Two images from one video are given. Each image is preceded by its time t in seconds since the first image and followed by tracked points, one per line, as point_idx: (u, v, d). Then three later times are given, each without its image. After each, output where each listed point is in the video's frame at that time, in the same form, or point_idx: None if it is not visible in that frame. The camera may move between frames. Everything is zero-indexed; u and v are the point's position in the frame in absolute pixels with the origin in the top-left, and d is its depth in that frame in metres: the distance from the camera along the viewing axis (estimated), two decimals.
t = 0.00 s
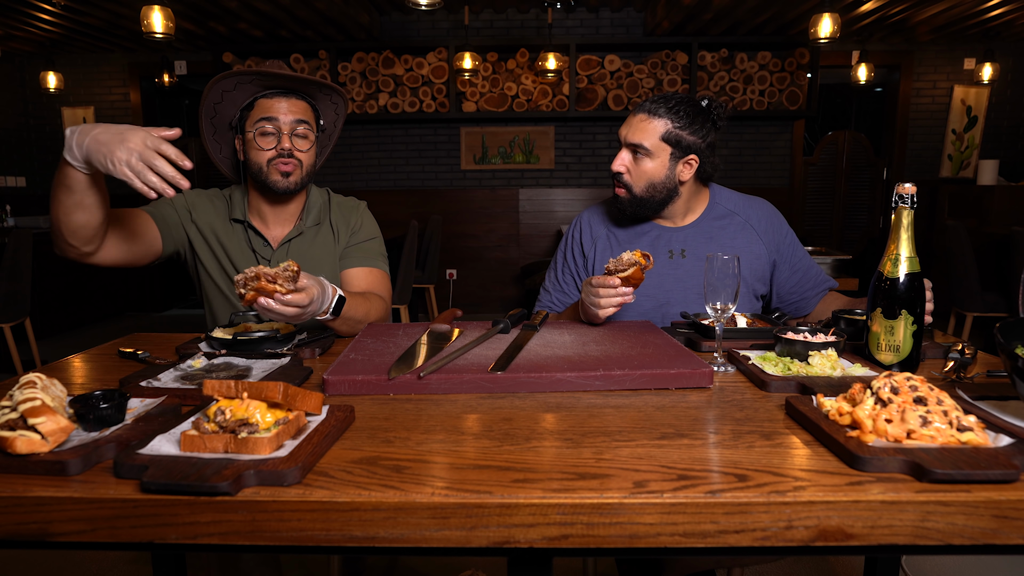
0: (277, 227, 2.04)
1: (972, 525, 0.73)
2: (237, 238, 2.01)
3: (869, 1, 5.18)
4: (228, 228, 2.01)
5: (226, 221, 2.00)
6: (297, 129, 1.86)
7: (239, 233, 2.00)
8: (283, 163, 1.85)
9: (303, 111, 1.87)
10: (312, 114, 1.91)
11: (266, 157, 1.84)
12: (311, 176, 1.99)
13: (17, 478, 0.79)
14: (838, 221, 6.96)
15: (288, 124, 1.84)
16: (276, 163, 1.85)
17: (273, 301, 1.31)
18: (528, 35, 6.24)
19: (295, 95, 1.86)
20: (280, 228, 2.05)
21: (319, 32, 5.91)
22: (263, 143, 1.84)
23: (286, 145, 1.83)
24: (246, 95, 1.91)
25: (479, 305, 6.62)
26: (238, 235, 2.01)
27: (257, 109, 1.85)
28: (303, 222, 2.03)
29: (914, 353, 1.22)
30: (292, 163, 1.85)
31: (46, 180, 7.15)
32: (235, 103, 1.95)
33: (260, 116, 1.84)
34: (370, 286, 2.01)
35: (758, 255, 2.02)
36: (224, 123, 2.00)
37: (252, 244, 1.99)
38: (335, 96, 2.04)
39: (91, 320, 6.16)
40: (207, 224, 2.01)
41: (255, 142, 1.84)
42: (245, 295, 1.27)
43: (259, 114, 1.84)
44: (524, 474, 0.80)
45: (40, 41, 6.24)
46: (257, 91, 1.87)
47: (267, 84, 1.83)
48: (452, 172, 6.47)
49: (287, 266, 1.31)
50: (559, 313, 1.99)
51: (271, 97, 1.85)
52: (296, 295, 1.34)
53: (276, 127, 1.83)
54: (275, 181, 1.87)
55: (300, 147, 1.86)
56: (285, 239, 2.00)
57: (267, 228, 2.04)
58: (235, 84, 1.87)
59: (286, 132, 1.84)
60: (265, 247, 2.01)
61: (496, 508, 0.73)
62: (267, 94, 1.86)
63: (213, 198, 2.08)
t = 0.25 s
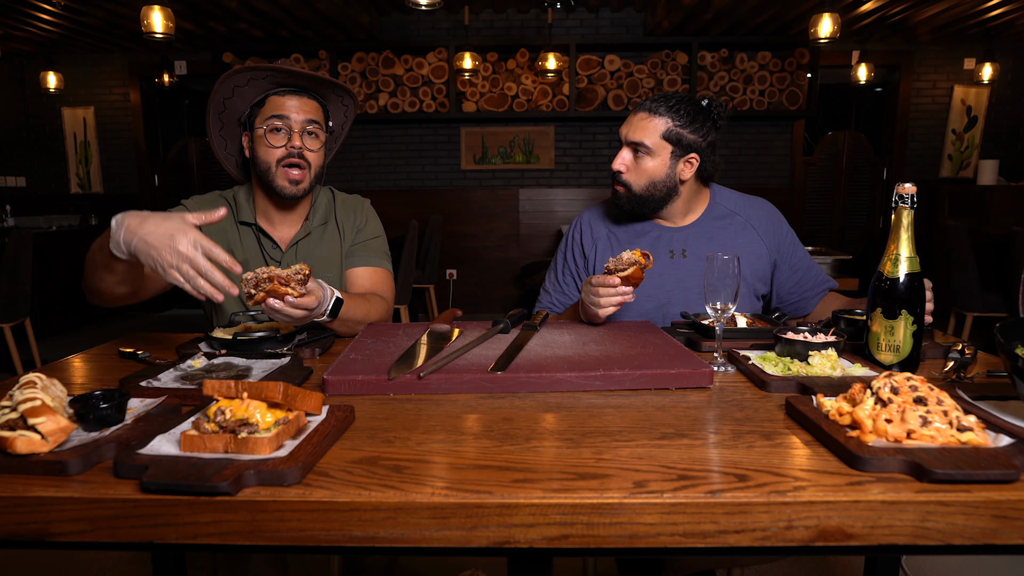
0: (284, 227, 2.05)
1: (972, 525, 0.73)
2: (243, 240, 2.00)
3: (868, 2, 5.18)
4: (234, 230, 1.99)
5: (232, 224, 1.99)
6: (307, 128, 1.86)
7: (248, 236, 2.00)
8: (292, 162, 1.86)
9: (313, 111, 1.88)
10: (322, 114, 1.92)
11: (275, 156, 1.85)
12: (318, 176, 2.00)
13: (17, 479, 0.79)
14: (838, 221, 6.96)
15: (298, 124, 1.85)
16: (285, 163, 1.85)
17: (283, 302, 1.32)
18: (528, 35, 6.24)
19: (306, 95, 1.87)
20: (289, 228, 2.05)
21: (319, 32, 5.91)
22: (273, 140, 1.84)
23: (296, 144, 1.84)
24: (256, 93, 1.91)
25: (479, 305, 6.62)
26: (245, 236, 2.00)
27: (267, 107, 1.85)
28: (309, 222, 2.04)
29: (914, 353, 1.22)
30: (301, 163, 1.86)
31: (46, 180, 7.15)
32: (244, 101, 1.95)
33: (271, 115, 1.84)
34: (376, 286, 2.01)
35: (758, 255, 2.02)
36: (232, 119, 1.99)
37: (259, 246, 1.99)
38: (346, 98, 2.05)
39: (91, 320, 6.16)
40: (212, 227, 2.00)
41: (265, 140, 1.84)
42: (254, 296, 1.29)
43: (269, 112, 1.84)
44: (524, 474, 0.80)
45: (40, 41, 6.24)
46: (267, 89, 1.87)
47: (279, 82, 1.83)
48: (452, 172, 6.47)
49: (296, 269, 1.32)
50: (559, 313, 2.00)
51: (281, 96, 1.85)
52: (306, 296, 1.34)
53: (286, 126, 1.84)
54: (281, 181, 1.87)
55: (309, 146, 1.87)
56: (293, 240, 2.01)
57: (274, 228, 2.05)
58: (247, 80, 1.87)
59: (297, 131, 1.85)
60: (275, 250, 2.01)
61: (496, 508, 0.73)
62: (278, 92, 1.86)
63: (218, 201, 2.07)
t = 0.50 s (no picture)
0: (286, 230, 2.04)
1: (973, 525, 0.73)
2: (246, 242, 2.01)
3: (869, 2, 5.18)
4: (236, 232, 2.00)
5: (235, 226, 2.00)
6: (308, 135, 1.86)
7: (250, 238, 2.00)
8: (292, 169, 1.86)
9: (315, 117, 1.88)
10: (324, 119, 1.92)
11: (275, 162, 1.85)
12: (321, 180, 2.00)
13: (17, 478, 0.79)
14: (838, 221, 6.95)
15: (299, 131, 1.85)
16: (285, 170, 1.85)
17: (286, 298, 1.32)
18: (528, 35, 6.24)
19: (308, 102, 1.86)
20: (291, 229, 2.05)
21: (319, 32, 5.91)
22: (273, 147, 1.84)
23: (297, 152, 1.84)
24: (258, 97, 1.90)
25: (479, 305, 6.62)
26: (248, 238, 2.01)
27: (268, 113, 1.85)
28: (310, 223, 2.04)
29: (914, 353, 1.22)
30: (301, 170, 1.86)
31: (46, 180, 7.15)
32: (247, 103, 1.95)
33: (272, 121, 1.84)
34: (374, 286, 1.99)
35: (758, 255, 2.02)
36: (235, 121, 1.99)
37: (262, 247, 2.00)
38: (351, 103, 2.06)
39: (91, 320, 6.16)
40: (214, 229, 2.00)
41: (265, 146, 1.85)
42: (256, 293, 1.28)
43: (271, 117, 1.84)
44: (524, 474, 0.80)
45: (40, 41, 6.24)
46: (269, 95, 1.86)
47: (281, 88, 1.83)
48: (452, 172, 6.47)
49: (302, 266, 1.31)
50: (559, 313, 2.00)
51: (283, 102, 1.85)
52: (309, 293, 1.34)
53: (286, 134, 1.84)
54: (281, 186, 1.88)
55: (310, 153, 1.87)
56: (295, 242, 2.01)
57: (276, 229, 2.04)
58: (250, 84, 1.87)
59: (298, 138, 1.85)
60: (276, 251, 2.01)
61: (496, 508, 0.73)
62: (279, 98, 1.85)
63: (219, 202, 2.07)
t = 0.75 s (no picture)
0: (282, 228, 2.05)
1: (972, 525, 0.73)
2: (247, 242, 2.01)
3: (869, 2, 5.18)
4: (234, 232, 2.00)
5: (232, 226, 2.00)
6: (304, 134, 1.86)
7: (248, 236, 2.00)
8: (287, 167, 1.86)
9: (312, 116, 1.88)
10: (321, 119, 1.91)
11: (270, 159, 1.85)
12: (317, 179, 1.99)
13: (17, 478, 0.79)
14: (838, 221, 6.95)
15: (295, 129, 1.85)
16: (280, 167, 1.85)
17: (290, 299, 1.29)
18: (528, 35, 6.24)
19: (306, 101, 1.87)
20: (289, 226, 2.05)
21: (319, 32, 5.92)
22: (269, 144, 1.84)
23: (292, 149, 1.84)
24: (257, 96, 1.91)
25: (479, 305, 6.62)
26: (249, 238, 2.01)
27: (265, 111, 1.86)
28: (309, 222, 2.04)
29: (914, 353, 1.22)
30: (296, 168, 1.86)
31: (46, 180, 7.15)
32: (247, 103, 1.96)
33: (268, 119, 1.84)
34: (371, 285, 1.98)
35: (758, 255, 2.02)
36: (236, 119, 2.00)
37: (263, 246, 2.01)
38: (348, 102, 2.04)
39: (91, 320, 6.16)
40: (216, 234, 1.99)
41: (261, 143, 1.85)
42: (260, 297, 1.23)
43: (268, 116, 1.84)
44: (524, 474, 0.80)
45: (40, 41, 6.24)
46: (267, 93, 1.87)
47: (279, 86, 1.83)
48: (452, 172, 6.47)
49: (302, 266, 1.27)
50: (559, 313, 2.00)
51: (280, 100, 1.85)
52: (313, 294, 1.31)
53: (282, 131, 1.84)
54: (276, 184, 1.88)
55: (304, 152, 1.86)
56: (292, 240, 2.01)
57: (273, 227, 2.05)
58: (247, 83, 1.87)
59: (293, 136, 1.85)
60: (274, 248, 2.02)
61: (496, 508, 0.73)
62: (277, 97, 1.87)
63: (216, 203, 2.06)
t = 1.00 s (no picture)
0: (282, 227, 2.06)
1: (972, 525, 0.73)
2: (247, 242, 2.00)
3: (869, 2, 5.18)
4: (233, 231, 2.00)
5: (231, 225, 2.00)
6: (297, 130, 1.86)
7: (247, 235, 2.00)
8: (282, 163, 1.85)
9: (305, 113, 1.88)
10: (314, 115, 1.91)
11: (265, 156, 1.85)
12: (312, 176, 1.98)
13: (18, 478, 0.79)
14: (838, 221, 6.95)
15: (289, 125, 1.85)
16: (275, 163, 1.84)
17: (280, 283, 1.30)
18: (528, 35, 6.24)
19: (298, 98, 1.87)
20: (288, 223, 2.05)
21: (319, 32, 5.92)
22: (262, 141, 1.84)
23: (286, 144, 1.84)
24: (250, 96, 1.92)
25: (479, 305, 6.62)
26: (249, 238, 2.00)
27: (258, 109, 1.86)
28: (308, 223, 2.04)
29: (914, 353, 1.22)
30: (291, 163, 1.85)
31: (46, 180, 7.14)
32: (242, 104, 1.96)
33: (261, 116, 1.85)
34: (369, 286, 1.97)
35: (758, 255, 2.02)
36: (231, 122, 2.00)
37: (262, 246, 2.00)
38: (339, 97, 2.03)
39: (91, 320, 6.16)
40: (217, 235, 1.99)
41: (254, 141, 1.85)
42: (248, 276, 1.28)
43: (260, 114, 1.85)
44: (524, 474, 0.80)
45: (40, 41, 6.24)
46: (259, 92, 1.88)
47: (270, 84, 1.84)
48: (452, 172, 6.47)
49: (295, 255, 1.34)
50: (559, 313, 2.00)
51: (272, 99, 1.86)
52: (302, 278, 1.31)
53: (276, 128, 1.84)
54: (273, 180, 1.87)
55: (298, 147, 1.86)
56: (292, 239, 2.01)
57: (272, 225, 2.05)
58: (238, 83, 1.88)
59: (286, 132, 1.85)
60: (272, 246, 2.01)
61: (496, 509, 0.73)
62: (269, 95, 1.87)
63: (217, 205, 2.06)
